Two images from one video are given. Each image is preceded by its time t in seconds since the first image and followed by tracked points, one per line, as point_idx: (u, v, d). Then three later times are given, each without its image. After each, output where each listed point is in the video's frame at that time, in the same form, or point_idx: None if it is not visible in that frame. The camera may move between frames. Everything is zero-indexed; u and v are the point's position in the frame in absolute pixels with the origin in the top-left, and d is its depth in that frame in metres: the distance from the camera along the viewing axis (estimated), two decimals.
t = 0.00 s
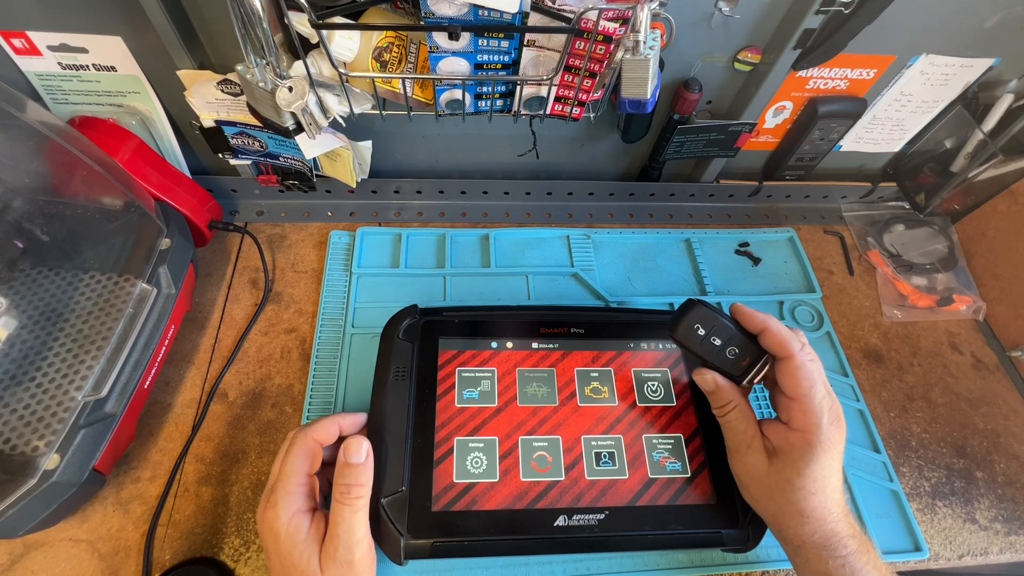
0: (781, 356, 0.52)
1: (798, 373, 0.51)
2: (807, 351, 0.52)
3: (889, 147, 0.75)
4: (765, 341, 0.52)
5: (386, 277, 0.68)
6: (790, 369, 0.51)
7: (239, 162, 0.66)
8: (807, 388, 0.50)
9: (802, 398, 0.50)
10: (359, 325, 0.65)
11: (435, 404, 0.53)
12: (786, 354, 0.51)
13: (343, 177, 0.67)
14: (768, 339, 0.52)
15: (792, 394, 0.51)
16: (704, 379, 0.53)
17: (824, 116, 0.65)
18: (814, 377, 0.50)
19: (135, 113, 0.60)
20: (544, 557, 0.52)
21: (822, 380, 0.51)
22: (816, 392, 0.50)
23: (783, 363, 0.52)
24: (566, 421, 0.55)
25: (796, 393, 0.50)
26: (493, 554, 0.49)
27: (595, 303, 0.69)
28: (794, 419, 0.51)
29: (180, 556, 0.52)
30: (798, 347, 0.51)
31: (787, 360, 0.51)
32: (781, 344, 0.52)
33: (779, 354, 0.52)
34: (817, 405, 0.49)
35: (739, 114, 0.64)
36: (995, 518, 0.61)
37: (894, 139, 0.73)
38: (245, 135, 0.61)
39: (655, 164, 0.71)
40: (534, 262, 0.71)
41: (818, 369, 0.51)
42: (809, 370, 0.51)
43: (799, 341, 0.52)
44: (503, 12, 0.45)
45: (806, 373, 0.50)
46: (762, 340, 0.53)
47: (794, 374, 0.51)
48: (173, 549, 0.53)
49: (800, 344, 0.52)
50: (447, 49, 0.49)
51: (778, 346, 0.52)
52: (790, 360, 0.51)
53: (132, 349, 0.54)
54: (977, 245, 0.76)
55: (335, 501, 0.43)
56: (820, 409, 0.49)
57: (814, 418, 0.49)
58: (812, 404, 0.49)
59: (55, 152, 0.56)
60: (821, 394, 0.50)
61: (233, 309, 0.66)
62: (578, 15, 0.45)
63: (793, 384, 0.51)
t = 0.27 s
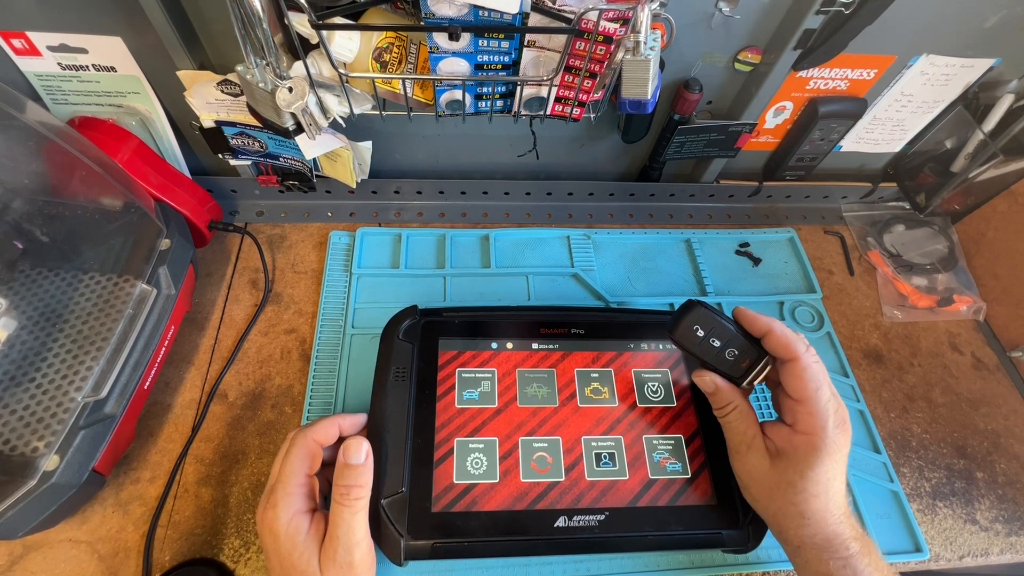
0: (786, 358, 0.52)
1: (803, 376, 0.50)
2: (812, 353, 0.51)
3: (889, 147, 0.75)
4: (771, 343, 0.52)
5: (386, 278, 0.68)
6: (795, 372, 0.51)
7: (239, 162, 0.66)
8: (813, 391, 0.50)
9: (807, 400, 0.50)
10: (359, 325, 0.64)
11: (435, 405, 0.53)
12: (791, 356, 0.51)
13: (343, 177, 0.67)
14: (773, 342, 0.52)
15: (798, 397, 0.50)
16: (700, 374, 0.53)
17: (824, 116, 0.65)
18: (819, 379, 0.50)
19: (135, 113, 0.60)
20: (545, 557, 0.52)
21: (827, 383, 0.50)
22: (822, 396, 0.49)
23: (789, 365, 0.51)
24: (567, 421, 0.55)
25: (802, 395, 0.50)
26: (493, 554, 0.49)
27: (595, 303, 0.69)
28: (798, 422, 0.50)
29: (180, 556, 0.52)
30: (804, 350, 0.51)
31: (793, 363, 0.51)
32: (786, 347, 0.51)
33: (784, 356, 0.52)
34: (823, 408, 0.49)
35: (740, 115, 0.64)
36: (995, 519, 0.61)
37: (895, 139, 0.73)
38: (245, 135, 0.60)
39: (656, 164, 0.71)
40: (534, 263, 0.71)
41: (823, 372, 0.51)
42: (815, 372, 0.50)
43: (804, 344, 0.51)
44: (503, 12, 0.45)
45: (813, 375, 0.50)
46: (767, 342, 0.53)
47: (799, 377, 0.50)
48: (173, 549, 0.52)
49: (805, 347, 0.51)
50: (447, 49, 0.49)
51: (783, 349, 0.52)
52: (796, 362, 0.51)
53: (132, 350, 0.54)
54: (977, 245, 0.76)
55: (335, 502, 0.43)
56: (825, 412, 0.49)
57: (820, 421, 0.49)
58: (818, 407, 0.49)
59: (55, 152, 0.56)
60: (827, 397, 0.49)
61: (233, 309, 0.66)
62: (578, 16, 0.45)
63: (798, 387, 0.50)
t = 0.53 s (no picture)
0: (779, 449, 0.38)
1: (807, 468, 0.38)
2: (819, 439, 0.38)
3: (889, 147, 0.75)
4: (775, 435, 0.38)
5: (386, 277, 0.68)
6: (795, 463, 0.38)
7: (239, 162, 0.66)
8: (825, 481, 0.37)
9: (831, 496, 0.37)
10: (359, 325, 0.64)
11: (435, 405, 0.53)
12: (787, 445, 0.38)
13: (343, 177, 0.67)
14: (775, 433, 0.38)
15: (802, 492, 0.39)
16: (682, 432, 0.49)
17: (824, 116, 0.65)
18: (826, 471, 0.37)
19: (135, 113, 0.60)
20: (545, 557, 0.52)
21: (837, 471, 0.38)
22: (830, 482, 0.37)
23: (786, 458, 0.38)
24: (567, 421, 0.55)
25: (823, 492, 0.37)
26: (493, 554, 0.49)
27: (595, 303, 0.69)
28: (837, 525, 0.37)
29: (180, 556, 0.52)
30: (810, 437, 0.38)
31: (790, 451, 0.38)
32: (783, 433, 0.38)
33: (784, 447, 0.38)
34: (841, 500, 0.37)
35: (740, 114, 0.64)
36: (995, 518, 0.61)
37: (895, 139, 0.73)
38: (245, 135, 0.60)
39: (655, 164, 0.71)
40: (534, 262, 0.71)
41: (831, 457, 0.38)
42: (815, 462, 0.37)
43: (803, 429, 0.38)
44: (503, 11, 0.45)
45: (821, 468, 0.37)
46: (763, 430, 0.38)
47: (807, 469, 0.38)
48: (173, 549, 0.52)
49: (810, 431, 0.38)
50: (447, 49, 0.49)
51: (785, 439, 0.38)
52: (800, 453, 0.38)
53: (132, 350, 0.54)
54: (977, 245, 0.76)
55: (333, 500, 0.43)
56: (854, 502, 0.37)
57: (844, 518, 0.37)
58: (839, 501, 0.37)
59: (55, 152, 0.56)
60: (840, 485, 0.37)
61: (233, 309, 0.66)
62: (578, 15, 0.45)
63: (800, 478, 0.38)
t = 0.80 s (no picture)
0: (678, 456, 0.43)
1: (705, 469, 0.41)
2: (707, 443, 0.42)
3: (889, 146, 0.75)
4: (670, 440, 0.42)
5: (386, 277, 0.68)
6: (696, 468, 0.42)
7: (239, 162, 0.66)
8: (719, 474, 0.41)
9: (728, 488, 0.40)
10: (359, 325, 0.65)
11: (435, 405, 0.53)
12: (684, 451, 0.42)
13: (343, 176, 0.67)
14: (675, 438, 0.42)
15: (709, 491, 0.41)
16: (591, 510, 0.44)
17: (824, 116, 0.65)
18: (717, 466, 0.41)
19: (135, 113, 0.60)
20: (545, 557, 0.52)
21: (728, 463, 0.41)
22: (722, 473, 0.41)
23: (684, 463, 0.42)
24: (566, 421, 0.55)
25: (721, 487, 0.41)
26: (493, 554, 0.49)
27: (595, 303, 0.69)
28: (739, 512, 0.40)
29: (180, 556, 0.52)
30: (695, 442, 0.42)
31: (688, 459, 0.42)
32: (678, 439, 0.42)
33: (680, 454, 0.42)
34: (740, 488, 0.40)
35: (739, 114, 0.64)
36: (995, 518, 0.61)
37: (895, 139, 0.73)
38: (245, 135, 0.60)
39: (655, 164, 0.71)
40: (534, 262, 0.71)
41: (719, 453, 0.42)
42: (707, 459, 0.41)
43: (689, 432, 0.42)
44: (504, 11, 0.45)
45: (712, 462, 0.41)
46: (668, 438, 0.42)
47: (703, 469, 0.41)
48: (173, 549, 0.53)
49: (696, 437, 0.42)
50: (447, 49, 0.49)
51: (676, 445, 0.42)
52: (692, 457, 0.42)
53: (132, 349, 0.54)
54: (977, 245, 0.76)
55: (333, 501, 0.43)
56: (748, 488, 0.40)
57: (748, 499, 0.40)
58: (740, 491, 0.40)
59: (55, 152, 0.56)
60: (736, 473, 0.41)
61: (233, 309, 0.66)
62: (578, 15, 0.45)
63: (703, 478, 0.42)
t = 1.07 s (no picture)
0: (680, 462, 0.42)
1: (739, 419, 0.47)
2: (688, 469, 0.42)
3: (889, 147, 0.75)
4: (649, 465, 0.42)
5: (386, 278, 0.68)
6: (729, 416, 0.47)
7: (239, 162, 0.66)
8: (753, 431, 0.46)
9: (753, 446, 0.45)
10: (359, 325, 0.65)
11: (435, 405, 0.53)
12: (718, 398, 0.48)
13: (343, 177, 0.67)
14: (658, 462, 0.41)
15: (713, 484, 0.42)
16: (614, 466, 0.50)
17: (824, 116, 0.65)
18: (695, 499, 0.40)
19: (135, 113, 0.60)
20: (545, 557, 0.52)
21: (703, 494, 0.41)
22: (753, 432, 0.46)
23: (659, 489, 0.41)
24: (567, 421, 0.55)
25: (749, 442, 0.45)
26: (493, 554, 0.49)
27: (596, 303, 0.69)
28: (705, 547, 0.39)
29: (180, 557, 0.52)
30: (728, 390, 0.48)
31: (722, 406, 0.48)
32: (709, 388, 0.49)
33: (713, 400, 0.48)
34: (767, 447, 0.44)
35: (740, 115, 0.64)
36: (995, 519, 0.61)
37: (895, 139, 0.73)
38: (245, 135, 0.60)
39: (656, 165, 0.71)
40: (534, 263, 0.71)
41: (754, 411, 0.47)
42: (686, 488, 0.41)
43: (668, 459, 0.41)
44: (504, 12, 0.45)
45: (691, 495, 0.40)
46: (686, 387, 0.50)
47: (734, 418, 0.47)
48: (174, 549, 0.53)
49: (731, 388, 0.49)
50: (447, 50, 0.49)
51: (710, 393, 0.49)
52: (672, 480, 0.41)
53: (132, 350, 0.54)
54: (977, 245, 0.76)
55: (333, 502, 0.43)
56: (721, 521, 0.40)
57: (717, 531, 0.40)
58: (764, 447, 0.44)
59: (55, 152, 0.56)
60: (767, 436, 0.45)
61: (233, 309, 0.66)
62: (579, 16, 0.45)
63: (737, 431, 0.47)
